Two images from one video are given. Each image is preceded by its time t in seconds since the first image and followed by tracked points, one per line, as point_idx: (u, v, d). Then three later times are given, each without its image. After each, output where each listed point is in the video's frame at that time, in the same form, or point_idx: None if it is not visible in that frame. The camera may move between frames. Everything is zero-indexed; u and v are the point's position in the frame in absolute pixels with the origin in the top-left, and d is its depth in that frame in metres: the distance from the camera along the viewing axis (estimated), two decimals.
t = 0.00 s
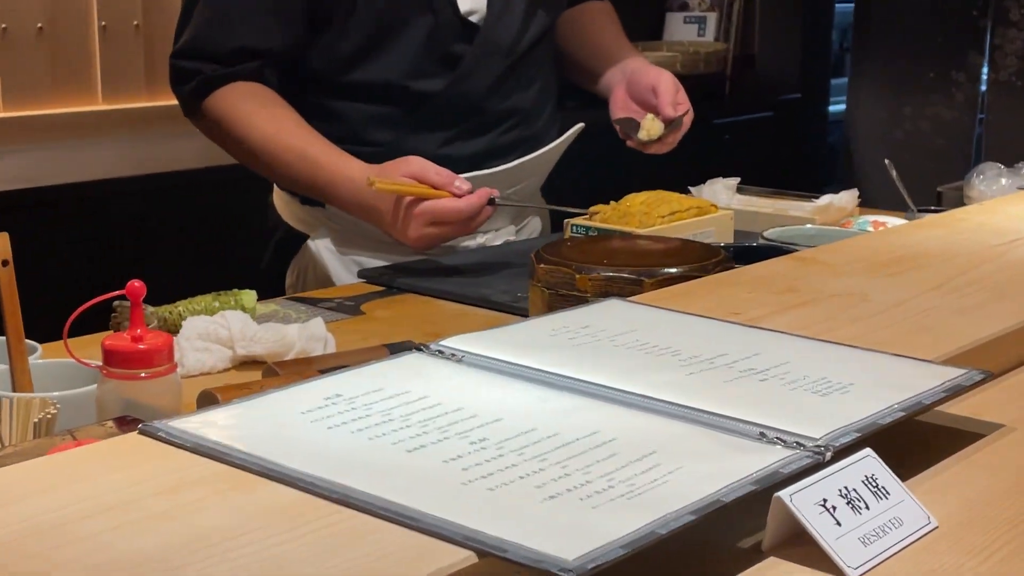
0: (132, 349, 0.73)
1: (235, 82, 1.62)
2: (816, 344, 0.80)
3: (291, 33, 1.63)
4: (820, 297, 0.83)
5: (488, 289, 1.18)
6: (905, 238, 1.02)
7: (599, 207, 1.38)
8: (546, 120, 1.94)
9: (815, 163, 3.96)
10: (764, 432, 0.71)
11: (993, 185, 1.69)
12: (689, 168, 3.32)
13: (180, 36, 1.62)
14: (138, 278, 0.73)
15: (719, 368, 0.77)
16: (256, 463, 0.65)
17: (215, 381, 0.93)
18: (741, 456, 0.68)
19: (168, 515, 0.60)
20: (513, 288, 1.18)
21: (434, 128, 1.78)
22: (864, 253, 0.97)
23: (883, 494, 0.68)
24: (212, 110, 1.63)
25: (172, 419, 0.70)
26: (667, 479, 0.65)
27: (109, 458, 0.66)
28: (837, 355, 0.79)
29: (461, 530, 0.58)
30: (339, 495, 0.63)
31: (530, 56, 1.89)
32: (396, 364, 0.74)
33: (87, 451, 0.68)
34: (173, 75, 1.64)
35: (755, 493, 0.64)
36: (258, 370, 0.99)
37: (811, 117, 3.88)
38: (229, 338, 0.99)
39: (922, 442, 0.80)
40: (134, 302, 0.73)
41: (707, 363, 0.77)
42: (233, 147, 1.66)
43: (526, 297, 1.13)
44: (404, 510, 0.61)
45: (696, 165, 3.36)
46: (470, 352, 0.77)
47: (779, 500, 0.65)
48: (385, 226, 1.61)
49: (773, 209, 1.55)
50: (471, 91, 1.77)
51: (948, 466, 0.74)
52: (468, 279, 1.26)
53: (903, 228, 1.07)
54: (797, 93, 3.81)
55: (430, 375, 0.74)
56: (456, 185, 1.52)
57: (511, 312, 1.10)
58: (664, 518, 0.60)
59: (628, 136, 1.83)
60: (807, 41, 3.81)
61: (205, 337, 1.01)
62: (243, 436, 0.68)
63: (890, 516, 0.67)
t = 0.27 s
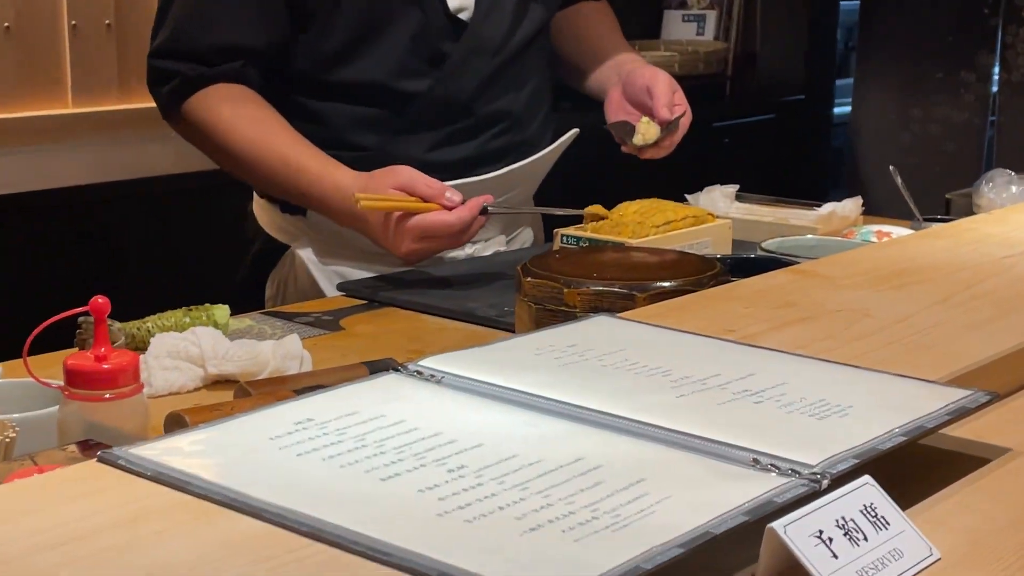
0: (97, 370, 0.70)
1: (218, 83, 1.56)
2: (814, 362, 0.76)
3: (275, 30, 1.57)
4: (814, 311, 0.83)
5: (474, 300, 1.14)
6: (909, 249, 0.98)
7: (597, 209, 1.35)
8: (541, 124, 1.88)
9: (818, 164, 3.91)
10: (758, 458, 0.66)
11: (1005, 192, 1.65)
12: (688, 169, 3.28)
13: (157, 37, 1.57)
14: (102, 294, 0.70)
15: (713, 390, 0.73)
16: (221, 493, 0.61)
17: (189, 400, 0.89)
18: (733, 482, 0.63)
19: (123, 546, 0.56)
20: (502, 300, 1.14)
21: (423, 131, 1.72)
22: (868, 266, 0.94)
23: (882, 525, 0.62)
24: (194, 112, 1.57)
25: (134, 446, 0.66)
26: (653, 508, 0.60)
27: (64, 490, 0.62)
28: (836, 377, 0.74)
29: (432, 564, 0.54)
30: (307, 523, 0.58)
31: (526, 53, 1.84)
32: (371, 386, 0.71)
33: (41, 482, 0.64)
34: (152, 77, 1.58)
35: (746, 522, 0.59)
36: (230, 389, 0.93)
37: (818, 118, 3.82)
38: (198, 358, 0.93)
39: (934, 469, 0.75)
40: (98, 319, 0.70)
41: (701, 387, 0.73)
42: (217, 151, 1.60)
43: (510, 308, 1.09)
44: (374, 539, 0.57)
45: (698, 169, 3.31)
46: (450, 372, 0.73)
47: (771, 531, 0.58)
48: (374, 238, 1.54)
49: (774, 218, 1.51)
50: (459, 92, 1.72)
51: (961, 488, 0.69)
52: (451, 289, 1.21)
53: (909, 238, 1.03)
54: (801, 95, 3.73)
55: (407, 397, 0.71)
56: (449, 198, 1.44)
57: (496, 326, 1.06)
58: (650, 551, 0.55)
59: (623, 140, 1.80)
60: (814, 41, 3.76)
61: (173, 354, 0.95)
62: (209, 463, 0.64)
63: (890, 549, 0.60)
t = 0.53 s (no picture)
0: (63, 395, 0.68)
1: (198, 76, 1.46)
2: (821, 387, 0.72)
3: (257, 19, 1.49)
4: (822, 331, 0.79)
5: (463, 316, 1.09)
6: (923, 265, 0.94)
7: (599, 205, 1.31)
8: (536, 131, 1.76)
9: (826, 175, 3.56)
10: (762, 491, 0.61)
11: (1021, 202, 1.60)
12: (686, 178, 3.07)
13: (133, 24, 1.48)
14: (68, 315, 0.66)
15: (715, 417, 0.69)
16: (191, 531, 0.57)
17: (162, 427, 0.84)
18: (734, 516, 0.59)
19: None
20: (492, 317, 1.09)
21: (410, 132, 1.62)
22: (883, 282, 0.90)
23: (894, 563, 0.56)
24: (170, 106, 1.47)
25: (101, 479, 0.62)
26: (652, 542, 0.56)
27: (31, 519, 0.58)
28: (845, 403, 0.70)
29: None
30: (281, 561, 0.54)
31: (525, 50, 1.74)
32: (355, 414, 0.68)
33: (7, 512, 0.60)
34: (127, 67, 1.48)
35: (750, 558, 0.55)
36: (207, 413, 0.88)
37: (829, 125, 3.54)
38: (172, 378, 0.89)
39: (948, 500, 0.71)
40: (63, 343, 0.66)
41: (701, 415, 0.69)
42: (194, 149, 1.49)
43: (501, 325, 1.05)
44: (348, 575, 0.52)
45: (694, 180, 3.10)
46: (437, 400, 0.70)
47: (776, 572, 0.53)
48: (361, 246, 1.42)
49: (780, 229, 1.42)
50: (448, 90, 1.61)
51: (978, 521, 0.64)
52: (440, 304, 1.16)
53: (922, 252, 0.99)
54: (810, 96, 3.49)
55: (392, 428, 0.67)
56: (440, 210, 1.32)
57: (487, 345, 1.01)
58: None
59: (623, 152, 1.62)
60: (825, 49, 3.52)
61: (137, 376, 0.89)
62: (185, 498, 0.60)
63: None
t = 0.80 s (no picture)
0: (23, 417, 0.65)
1: (169, 63, 1.37)
2: (827, 408, 0.68)
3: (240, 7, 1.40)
4: (828, 350, 0.75)
5: (450, 332, 1.04)
6: (934, 280, 0.90)
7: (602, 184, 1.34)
8: (528, 135, 1.68)
9: (834, 184, 3.38)
10: (764, 521, 0.56)
11: None
12: (698, 187, 2.86)
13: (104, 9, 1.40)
14: (31, 334, 0.63)
15: (715, 442, 0.64)
16: (153, 562, 0.53)
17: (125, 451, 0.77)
18: (732, 550, 0.54)
19: None
20: (480, 334, 1.03)
21: (394, 133, 1.53)
22: (894, 297, 0.86)
23: None
24: (141, 96, 1.37)
25: (63, 508, 0.58)
26: None
27: None
28: (856, 427, 0.65)
29: None
30: None
31: (516, 49, 1.65)
32: (333, 437, 0.64)
33: None
34: (99, 53, 1.39)
35: None
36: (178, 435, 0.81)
37: (838, 129, 3.34)
38: (142, 401, 0.83)
39: (959, 527, 0.67)
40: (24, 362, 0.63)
41: (702, 439, 0.64)
42: (169, 142, 1.39)
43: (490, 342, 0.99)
44: None
45: (704, 186, 2.86)
46: (421, 424, 0.66)
47: None
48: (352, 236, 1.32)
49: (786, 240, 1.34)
50: (434, 88, 1.53)
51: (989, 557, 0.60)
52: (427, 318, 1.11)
53: (934, 266, 0.94)
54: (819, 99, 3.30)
55: (373, 454, 0.63)
56: (429, 194, 1.23)
57: (477, 363, 0.95)
58: None
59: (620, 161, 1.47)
60: (832, 50, 3.36)
61: (110, 399, 0.83)
62: (153, 529, 0.56)
63: None
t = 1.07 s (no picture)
0: None
1: (155, 44, 1.33)
2: (821, 423, 0.66)
3: None
4: (826, 362, 0.73)
5: (436, 344, 1.00)
6: (935, 290, 0.88)
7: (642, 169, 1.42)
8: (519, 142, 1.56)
9: (838, 196, 3.09)
10: (754, 537, 0.54)
11: None
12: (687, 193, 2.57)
13: None
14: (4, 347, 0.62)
15: (706, 457, 0.62)
16: None
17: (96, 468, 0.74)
18: (719, 567, 0.51)
19: None
20: (467, 346, 0.99)
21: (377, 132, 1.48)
22: (892, 308, 0.84)
23: None
24: (129, 81, 1.34)
25: (33, 528, 0.57)
26: None
27: None
28: (853, 444, 0.63)
29: None
30: None
31: (509, 48, 1.60)
32: (313, 454, 0.63)
33: None
34: (79, 46, 1.35)
35: None
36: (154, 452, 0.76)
37: (845, 136, 3.09)
38: (116, 416, 0.77)
39: (955, 543, 0.65)
40: None
41: (693, 455, 0.62)
42: (162, 124, 1.36)
43: (478, 354, 0.96)
44: None
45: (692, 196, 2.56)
46: (403, 440, 0.65)
47: None
48: (374, 182, 1.31)
49: (785, 249, 1.31)
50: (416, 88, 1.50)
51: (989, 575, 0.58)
52: (414, 326, 1.08)
53: (934, 276, 0.92)
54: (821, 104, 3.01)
55: (355, 470, 0.62)
56: (454, 123, 1.23)
57: (456, 374, 0.92)
58: None
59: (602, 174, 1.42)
60: (839, 53, 3.06)
61: (83, 414, 0.78)
62: (128, 548, 0.54)
63: None
